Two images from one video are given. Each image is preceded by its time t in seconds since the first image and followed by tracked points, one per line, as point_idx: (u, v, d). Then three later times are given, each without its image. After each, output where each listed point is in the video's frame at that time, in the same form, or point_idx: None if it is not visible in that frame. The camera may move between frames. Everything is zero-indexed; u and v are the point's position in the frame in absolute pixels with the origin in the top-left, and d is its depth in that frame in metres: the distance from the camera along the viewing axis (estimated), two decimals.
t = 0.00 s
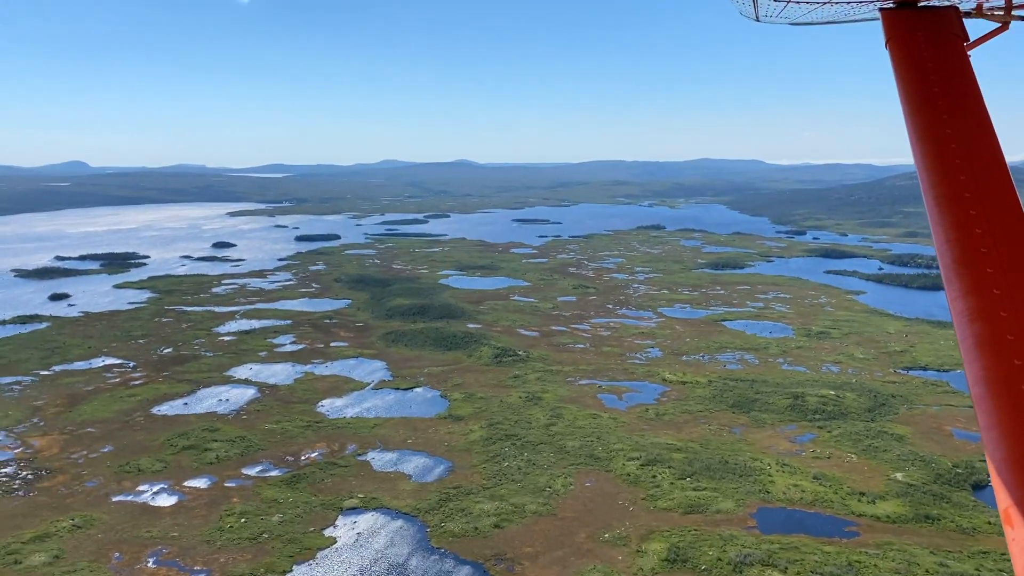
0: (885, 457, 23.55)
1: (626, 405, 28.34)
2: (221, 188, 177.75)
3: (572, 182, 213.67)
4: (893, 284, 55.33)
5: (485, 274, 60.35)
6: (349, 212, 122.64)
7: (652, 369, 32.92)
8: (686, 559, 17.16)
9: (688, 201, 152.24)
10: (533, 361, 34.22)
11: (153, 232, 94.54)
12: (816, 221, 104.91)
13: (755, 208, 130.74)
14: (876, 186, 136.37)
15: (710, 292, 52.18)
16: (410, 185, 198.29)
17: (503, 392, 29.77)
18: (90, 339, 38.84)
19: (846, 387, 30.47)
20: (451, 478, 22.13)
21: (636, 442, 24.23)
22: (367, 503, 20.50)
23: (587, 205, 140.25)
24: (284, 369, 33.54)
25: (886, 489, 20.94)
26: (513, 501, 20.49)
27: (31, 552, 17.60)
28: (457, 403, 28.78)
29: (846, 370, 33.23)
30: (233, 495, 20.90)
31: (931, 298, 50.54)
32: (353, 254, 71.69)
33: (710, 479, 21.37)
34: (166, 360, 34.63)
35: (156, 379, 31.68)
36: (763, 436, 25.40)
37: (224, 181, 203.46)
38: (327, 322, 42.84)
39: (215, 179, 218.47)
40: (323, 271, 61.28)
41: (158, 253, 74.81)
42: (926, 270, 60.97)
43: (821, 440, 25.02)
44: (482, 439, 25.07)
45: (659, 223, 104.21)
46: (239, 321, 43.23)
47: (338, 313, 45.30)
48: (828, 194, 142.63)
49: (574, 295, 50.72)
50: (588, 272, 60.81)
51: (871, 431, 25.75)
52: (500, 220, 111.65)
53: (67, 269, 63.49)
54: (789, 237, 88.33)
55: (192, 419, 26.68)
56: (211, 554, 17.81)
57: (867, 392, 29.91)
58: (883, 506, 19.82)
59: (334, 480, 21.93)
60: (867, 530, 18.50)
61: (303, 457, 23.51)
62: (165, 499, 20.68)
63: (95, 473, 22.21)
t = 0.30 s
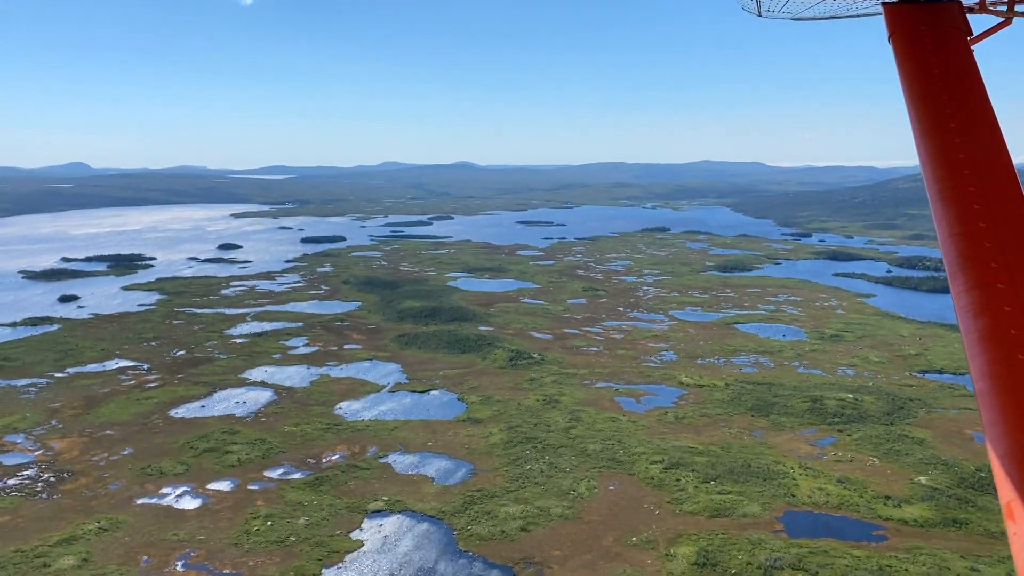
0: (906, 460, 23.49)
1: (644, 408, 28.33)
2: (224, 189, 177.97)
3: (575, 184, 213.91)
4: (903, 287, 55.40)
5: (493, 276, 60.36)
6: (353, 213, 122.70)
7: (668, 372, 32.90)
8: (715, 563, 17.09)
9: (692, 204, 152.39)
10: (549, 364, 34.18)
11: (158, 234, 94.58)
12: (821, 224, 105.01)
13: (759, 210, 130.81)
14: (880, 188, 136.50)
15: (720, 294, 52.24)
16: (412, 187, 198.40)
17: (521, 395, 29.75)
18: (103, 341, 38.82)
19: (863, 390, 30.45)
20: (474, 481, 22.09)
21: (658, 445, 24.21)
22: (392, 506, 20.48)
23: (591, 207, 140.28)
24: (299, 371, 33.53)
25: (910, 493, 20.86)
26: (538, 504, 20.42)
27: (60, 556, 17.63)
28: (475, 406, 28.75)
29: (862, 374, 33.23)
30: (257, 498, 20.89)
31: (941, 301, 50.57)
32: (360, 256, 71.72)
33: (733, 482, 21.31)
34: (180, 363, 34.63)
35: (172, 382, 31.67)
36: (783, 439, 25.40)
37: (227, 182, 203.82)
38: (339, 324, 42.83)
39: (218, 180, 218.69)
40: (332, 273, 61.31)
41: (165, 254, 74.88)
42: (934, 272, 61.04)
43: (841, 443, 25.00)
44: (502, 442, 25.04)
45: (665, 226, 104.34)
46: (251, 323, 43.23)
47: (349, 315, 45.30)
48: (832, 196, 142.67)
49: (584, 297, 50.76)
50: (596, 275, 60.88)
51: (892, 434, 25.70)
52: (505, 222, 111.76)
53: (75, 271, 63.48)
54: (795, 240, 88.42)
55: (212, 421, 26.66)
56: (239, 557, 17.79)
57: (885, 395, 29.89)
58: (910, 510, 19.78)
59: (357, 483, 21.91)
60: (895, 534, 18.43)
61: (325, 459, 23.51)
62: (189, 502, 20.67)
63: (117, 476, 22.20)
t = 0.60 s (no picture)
0: (930, 459, 23.39)
1: (661, 407, 28.20)
2: (226, 187, 177.68)
3: (576, 181, 213.70)
4: (911, 284, 55.47)
5: (500, 274, 60.25)
6: (356, 211, 122.54)
7: (683, 371, 32.81)
8: (747, 565, 17.02)
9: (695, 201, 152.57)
10: (563, 362, 34.01)
11: (162, 232, 94.36)
12: (825, 221, 105.23)
13: (762, 207, 131.04)
14: (882, 185, 136.89)
15: (729, 292, 52.37)
16: (413, 184, 198.05)
17: (537, 394, 29.57)
18: (114, 340, 38.65)
19: (880, 389, 30.37)
20: (496, 481, 21.91)
21: (679, 445, 24.09)
22: (416, 506, 20.32)
23: (593, 204, 140.38)
24: (312, 370, 33.36)
25: (937, 493, 20.75)
26: (563, 504, 20.24)
27: (86, 557, 17.52)
28: (492, 405, 28.60)
29: (878, 372, 33.12)
30: (280, 498, 20.74)
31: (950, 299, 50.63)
32: (366, 254, 71.55)
33: (759, 483, 21.25)
34: (193, 361, 34.49)
35: (186, 381, 31.52)
36: (804, 438, 25.32)
37: (228, 180, 203.64)
38: (350, 322, 42.69)
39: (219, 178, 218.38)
40: (339, 271, 61.13)
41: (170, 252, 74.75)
42: (941, 270, 61.17)
43: (863, 443, 24.90)
44: (522, 442, 24.85)
45: (668, 223, 104.18)
46: (261, 321, 43.07)
47: (359, 314, 45.11)
48: (835, 193, 142.91)
49: (593, 295, 50.68)
50: (604, 272, 60.81)
51: (913, 433, 25.60)
52: (508, 219, 111.48)
53: (82, 269, 63.29)
54: (799, 237, 88.61)
55: (228, 421, 26.50)
56: (266, 559, 17.63)
57: (902, 394, 29.80)
58: (938, 510, 19.68)
59: (379, 483, 21.76)
60: (926, 535, 18.33)
61: (345, 459, 23.36)
62: (211, 503, 20.52)
63: (137, 477, 22.06)
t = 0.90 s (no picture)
0: (953, 454, 23.28)
1: (679, 402, 28.09)
2: (226, 182, 176.50)
3: (578, 176, 212.78)
4: (920, 279, 55.36)
5: (507, 269, 59.88)
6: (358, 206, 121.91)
7: (699, 366, 32.71)
8: (778, 560, 16.94)
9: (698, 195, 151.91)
10: (578, 358, 33.78)
11: (164, 227, 93.67)
12: (830, 216, 104.86)
13: (766, 202, 130.55)
14: (886, 180, 136.32)
15: (739, 288, 52.51)
16: (414, 179, 197.07)
17: (554, 389, 29.41)
18: (124, 336, 38.39)
19: (898, 384, 30.28)
20: (518, 477, 21.78)
21: (700, 441, 24.06)
22: (440, 502, 20.20)
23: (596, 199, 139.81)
24: (326, 366, 33.21)
25: (964, 488, 20.64)
26: (588, 500, 20.10)
27: (112, 554, 17.47)
28: (509, 400, 28.46)
29: (893, 367, 33.02)
30: (302, 494, 20.60)
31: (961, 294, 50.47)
32: (371, 249, 71.23)
33: (783, 478, 21.28)
34: (205, 357, 34.28)
35: (200, 376, 31.35)
36: (825, 433, 25.26)
37: (228, 175, 202.85)
38: (359, 318, 42.46)
39: (218, 173, 217.50)
40: (345, 266, 60.80)
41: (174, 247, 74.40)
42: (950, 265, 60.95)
43: (884, 438, 24.80)
44: (542, 438, 24.68)
45: (673, 218, 103.74)
46: (270, 316, 42.85)
47: (368, 309, 44.89)
48: (839, 187, 142.28)
49: (602, 291, 50.41)
50: (611, 268, 60.48)
51: (934, 428, 25.47)
52: (511, 214, 110.91)
53: (86, 264, 62.87)
54: (805, 232, 88.35)
55: (244, 417, 26.34)
56: (293, 555, 17.51)
57: (921, 388, 29.67)
58: (966, 506, 19.52)
59: (402, 479, 21.63)
60: (956, 530, 18.22)
61: (365, 455, 23.24)
62: (233, 499, 20.40)
63: (158, 473, 21.96)
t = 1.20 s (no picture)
0: (970, 445, 23.53)
1: (694, 394, 28.37)
2: (225, 176, 175.95)
3: (577, 169, 212.44)
4: (925, 271, 55.83)
5: (514, 262, 60.04)
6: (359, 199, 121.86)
7: (712, 358, 32.97)
8: (806, 552, 17.32)
9: (698, 188, 152.24)
10: (591, 351, 33.94)
11: (167, 221, 93.51)
12: (832, 209, 105.31)
13: (767, 195, 131.00)
14: (886, 172, 136.86)
15: (745, 280, 52.97)
16: (413, 172, 196.53)
17: (569, 382, 29.56)
18: (136, 330, 38.46)
19: (910, 375, 30.59)
20: (540, 469, 21.92)
21: (719, 433, 24.40)
22: (465, 494, 20.36)
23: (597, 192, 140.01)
24: (340, 359, 33.36)
25: (984, 479, 20.90)
26: (612, 492, 20.32)
27: (142, 546, 17.54)
28: (526, 392, 28.64)
29: (904, 359, 33.31)
30: (327, 486, 20.75)
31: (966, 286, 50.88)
32: (376, 243, 71.27)
33: (804, 470, 21.68)
34: (219, 350, 34.38)
35: (215, 369, 31.44)
36: (841, 425, 25.60)
37: (228, 168, 202.21)
38: (370, 311, 42.62)
39: (217, 166, 217.00)
40: (351, 260, 60.92)
41: (179, 241, 74.41)
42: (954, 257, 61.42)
43: (900, 430, 25.07)
44: (561, 429, 24.82)
45: (675, 210, 103.89)
46: (280, 310, 42.96)
47: (378, 303, 45.00)
48: (839, 180, 142.82)
49: (610, 283, 50.61)
50: (617, 260, 60.72)
51: (948, 420, 25.74)
52: (514, 207, 111.09)
53: (92, 258, 62.86)
54: (808, 225, 88.88)
55: (263, 410, 26.47)
56: (322, 547, 17.64)
57: (934, 380, 29.94)
58: (989, 496, 19.74)
59: (425, 471, 21.79)
60: (980, 521, 18.45)
61: (386, 447, 23.42)
62: (258, 491, 20.52)
63: (181, 465, 22.08)
